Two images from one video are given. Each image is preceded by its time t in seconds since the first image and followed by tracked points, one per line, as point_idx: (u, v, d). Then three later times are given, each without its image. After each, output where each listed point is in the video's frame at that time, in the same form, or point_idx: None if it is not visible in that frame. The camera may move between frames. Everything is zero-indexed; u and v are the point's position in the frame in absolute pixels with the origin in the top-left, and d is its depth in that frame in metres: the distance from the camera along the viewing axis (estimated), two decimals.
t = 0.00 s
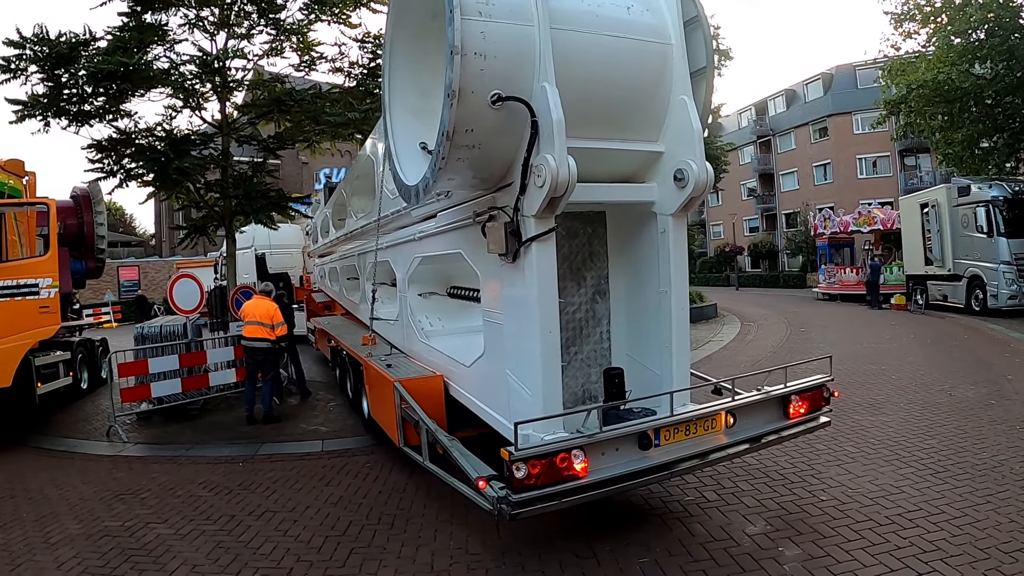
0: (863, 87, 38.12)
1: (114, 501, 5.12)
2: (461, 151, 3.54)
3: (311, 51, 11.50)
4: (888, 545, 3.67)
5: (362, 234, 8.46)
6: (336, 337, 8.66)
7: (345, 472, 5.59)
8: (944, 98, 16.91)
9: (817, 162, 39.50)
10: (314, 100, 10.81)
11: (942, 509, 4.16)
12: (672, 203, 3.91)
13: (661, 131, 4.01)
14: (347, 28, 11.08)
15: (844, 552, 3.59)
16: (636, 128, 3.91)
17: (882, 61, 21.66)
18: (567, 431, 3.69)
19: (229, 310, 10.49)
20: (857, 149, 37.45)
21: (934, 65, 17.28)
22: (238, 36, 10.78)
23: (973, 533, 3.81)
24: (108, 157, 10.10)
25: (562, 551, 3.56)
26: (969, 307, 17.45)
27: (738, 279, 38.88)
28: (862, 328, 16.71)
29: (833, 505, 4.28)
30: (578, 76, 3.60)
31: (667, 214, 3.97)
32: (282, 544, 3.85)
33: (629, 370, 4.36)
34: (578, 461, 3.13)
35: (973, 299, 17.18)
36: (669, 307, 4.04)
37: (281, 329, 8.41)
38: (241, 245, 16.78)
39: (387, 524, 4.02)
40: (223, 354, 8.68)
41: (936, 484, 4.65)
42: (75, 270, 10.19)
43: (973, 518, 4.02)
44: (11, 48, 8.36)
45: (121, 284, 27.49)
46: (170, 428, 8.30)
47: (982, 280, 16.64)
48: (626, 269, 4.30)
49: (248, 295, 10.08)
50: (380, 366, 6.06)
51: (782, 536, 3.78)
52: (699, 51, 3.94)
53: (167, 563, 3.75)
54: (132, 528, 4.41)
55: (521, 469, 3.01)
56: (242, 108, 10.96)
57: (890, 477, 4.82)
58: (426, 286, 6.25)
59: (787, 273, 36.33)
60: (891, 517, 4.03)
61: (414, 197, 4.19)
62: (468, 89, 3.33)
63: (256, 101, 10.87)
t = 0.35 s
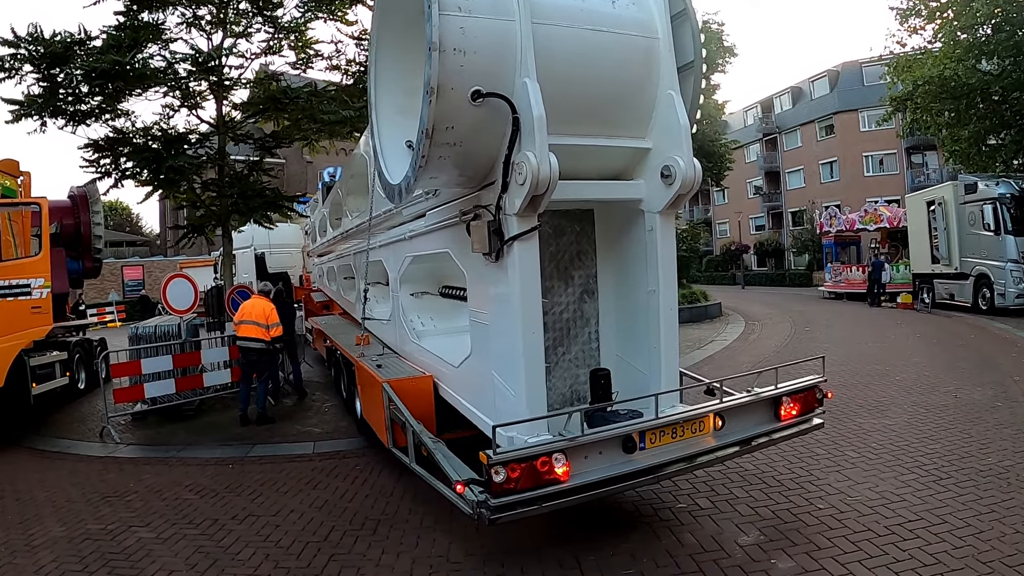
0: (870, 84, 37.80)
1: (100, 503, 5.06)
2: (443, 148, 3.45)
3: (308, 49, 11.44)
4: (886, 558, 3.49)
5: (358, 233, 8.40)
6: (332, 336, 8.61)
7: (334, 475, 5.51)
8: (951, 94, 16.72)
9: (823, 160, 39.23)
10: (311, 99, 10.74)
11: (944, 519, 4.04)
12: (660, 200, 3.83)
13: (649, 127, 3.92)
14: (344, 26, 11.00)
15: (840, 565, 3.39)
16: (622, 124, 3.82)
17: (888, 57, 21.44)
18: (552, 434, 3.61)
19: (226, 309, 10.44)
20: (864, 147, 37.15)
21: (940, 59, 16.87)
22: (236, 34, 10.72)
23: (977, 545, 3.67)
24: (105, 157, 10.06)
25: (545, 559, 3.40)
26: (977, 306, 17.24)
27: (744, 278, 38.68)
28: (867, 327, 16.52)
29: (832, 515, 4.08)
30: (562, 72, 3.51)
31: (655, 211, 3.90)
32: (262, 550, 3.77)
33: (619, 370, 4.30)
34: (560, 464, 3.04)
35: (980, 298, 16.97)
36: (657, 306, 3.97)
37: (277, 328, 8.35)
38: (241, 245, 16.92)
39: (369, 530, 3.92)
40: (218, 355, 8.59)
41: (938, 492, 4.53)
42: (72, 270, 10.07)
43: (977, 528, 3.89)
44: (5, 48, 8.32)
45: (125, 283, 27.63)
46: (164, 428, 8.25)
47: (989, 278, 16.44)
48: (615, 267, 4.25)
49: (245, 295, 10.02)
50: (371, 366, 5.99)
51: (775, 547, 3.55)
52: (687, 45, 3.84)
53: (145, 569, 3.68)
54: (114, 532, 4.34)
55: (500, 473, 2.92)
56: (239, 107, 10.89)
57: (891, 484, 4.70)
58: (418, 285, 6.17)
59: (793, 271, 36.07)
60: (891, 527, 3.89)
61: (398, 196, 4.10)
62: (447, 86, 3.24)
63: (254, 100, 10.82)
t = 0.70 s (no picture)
0: (876, 82, 37.53)
1: (89, 506, 5.03)
2: (426, 150, 3.37)
3: (308, 49, 11.43)
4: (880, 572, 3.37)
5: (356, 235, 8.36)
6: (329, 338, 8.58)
7: (325, 478, 5.46)
8: (957, 92, 16.50)
9: (830, 159, 38.99)
10: (310, 100, 10.74)
11: (942, 531, 3.94)
12: (648, 202, 3.77)
13: (637, 127, 3.85)
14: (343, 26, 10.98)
15: None
16: (611, 124, 3.75)
17: (894, 55, 21.27)
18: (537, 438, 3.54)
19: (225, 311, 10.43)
20: (870, 146, 36.90)
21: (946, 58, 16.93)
22: (235, 35, 10.73)
23: (976, 558, 3.57)
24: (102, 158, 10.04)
25: (527, 568, 3.31)
26: (984, 306, 17.05)
27: (750, 278, 38.46)
28: (873, 328, 16.35)
29: (826, 526, 3.95)
30: (546, 71, 3.42)
31: (644, 213, 3.83)
32: (244, 556, 3.72)
33: (609, 374, 4.23)
34: (542, 469, 2.97)
35: (987, 298, 16.79)
36: (646, 309, 3.91)
37: (275, 330, 8.29)
38: (241, 246, 16.97)
39: (355, 537, 3.87)
40: (215, 357, 8.58)
41: (937, 501, 4.43)
42: (71, 272, 10.09)
43: (975, 540, 3.79)
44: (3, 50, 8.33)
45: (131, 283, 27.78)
46: (161, 430, 8.23)
47: (996, 278, 16.27)
48: (604, 269, 4.19)
49: (243, 296, 9.94)
50: (363, 368, 5.94)
51: (764, 560, 3.42)
52: (676, 43, 3.76)
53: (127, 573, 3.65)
54: (100, 535, 4.31)
55: (480, 477, 2.86)
56: (239, 108, 10.89)
57: (889, 493, 4.61)
58: (412, 287, 6.13)
59: (800, 271, 35.83)
60: (886, 539, 3.79)
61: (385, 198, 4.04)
62: (430, 86, 3.16)
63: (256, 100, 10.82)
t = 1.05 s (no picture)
0: (889, 81, 37.15)
1: (87, 503, 5.09)
2: (413, 150, 3.38)
3: (314, 50, 11.48)
4: None
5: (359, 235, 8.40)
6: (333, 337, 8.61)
7: (321, 477, 5.47)
8: (970, 90, 16.32)
9: (842, 158, 38.64)
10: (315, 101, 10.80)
11: (939, 536, 3.84)
12: (637, 199, 3.76)
13: (627, 125, 3.83)
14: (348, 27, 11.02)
15: None
16: (600, 122, 3.75)
17: (906, 53, 21.04)
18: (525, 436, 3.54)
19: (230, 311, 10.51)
20: (884, 145, 36.53)
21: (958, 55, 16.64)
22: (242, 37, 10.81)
23: (973, 564, 3.48)
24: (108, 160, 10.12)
25: (509, 569, 3.27)
26: (997, 306, 16.81)
27: (763, 278, 38.16)
28: (884, 328, 16.17)
29: (820, 530, 3.84)
30: (534, 70, 3.42)
31: (633, 211, 3.82)
32: (234, 553, 3.75)
33: (602, 372, 4.22)
34: (525, 466, 2.96)
35: (1000, 298, 16.56)
36: (637, 307, 3.89)
37: (277, 327, 8.33)
38: (251, 246, 17.09)
39: (344, 536, 3.87)
40: (219, 356, 8.65)
41: (937, 506, 4.35)
42: (79, 272, 10.26)
43: (974, 546, 3.70)
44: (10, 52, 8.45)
45: (144, 283, 28.06)
46: (165, 428, 8.30)
47: (1009, 277, 16.04)
48: (596, 267, 4.17)
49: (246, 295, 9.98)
50: (361, 367, 5.96)
51: (753, 564, 3.33)
52: (665, 40, 3.76)
53: (118, 569, 3.69)
54: (95, 531, 4.36)
55: (462, 474, 2.85)
56: (246, 109, 10.98)
57: (887, 496, 4.53)
58: (412, 287, 6.14)
59: (813, 271, 35.53)
60: (881, 544, 3.67)
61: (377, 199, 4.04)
62: (415, 86, 3.16)
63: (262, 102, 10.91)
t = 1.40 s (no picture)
0: (913, 77, 36.48)
1: (99, 499, 5.27)
2: (403, 157, 3.47)
3: (329, 54, 11.61)
4: None
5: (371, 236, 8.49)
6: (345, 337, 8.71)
7: (325, 475, 5.58)
8: (994, 86, 15.98)
9: (866, 156, 38.04)
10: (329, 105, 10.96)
11: (935, 547, 3.79)
12: (628, 202, 3.78)
13: (618, 128, 3.85)
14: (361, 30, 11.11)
15: None
16: (591, 125, 3.77)
17: (929, 48, 20.65)
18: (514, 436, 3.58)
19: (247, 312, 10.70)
20: (908, 142, 35.89)
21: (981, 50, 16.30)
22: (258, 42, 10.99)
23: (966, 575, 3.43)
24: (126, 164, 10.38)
25: (496, 570, 3.33)
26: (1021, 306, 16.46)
27: (786, 277, 37.69)
28: (904, 328, 15.93)
29: (813, 538, 3.82)
30: (521, 76, 3.47)
31: (624, 213, 3.83)
32: (233, 553, 3.87)
33: (598, 374, 4.22)
34: (509, 469, 3.01)
35: None
36: (629, 309, 3.90)
37: (292, 327, 8.49)
38: (271, 247, 17.34)
39: (339, 536, 3.96)
40: (233, 356, 8.81)
41: (937, 515, 4.29)
42: (100, 274, 10.52)
43: (969, 557, 3.64)
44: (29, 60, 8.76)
45: (169, 283, 28.54)
46: (180, 427, 8.50)
47: None
48: (591, 269, 4.18)
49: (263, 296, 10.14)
50: (368, 367, 6.03)
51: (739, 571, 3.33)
52: (654, 42, 3.78)
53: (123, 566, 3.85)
54: (104, 528, 4.53)
55: (446, 475, 2.91)
56: (261, 112, 11.13)
57: (887, 504, 4.48)
58: (420, 288, 6.20)
59: (836, 271, 35.04)
60: (873, 554, 3.64)
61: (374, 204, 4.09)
62: (403, 95, 3.27)
63: (276, 106, 11.08)
